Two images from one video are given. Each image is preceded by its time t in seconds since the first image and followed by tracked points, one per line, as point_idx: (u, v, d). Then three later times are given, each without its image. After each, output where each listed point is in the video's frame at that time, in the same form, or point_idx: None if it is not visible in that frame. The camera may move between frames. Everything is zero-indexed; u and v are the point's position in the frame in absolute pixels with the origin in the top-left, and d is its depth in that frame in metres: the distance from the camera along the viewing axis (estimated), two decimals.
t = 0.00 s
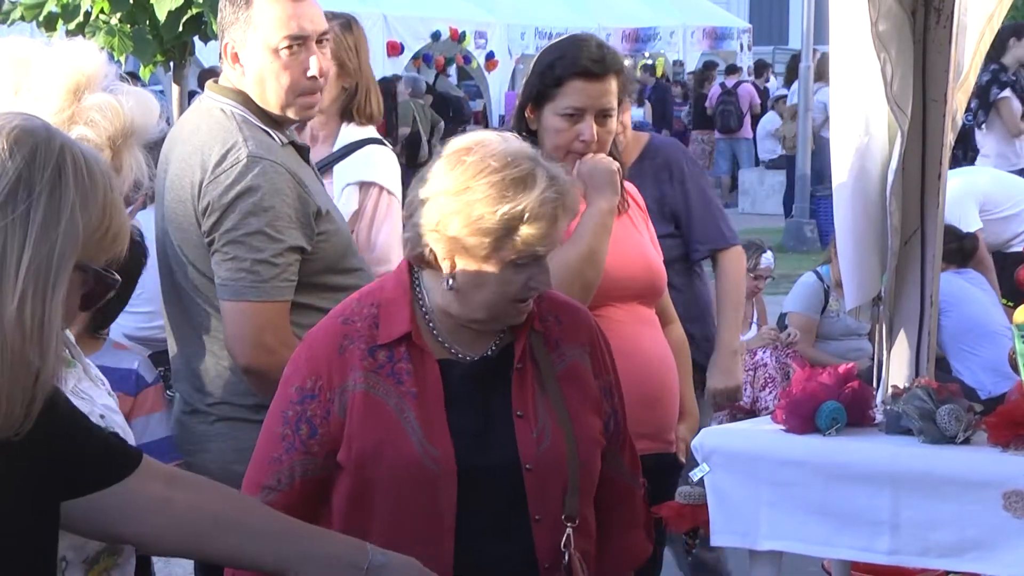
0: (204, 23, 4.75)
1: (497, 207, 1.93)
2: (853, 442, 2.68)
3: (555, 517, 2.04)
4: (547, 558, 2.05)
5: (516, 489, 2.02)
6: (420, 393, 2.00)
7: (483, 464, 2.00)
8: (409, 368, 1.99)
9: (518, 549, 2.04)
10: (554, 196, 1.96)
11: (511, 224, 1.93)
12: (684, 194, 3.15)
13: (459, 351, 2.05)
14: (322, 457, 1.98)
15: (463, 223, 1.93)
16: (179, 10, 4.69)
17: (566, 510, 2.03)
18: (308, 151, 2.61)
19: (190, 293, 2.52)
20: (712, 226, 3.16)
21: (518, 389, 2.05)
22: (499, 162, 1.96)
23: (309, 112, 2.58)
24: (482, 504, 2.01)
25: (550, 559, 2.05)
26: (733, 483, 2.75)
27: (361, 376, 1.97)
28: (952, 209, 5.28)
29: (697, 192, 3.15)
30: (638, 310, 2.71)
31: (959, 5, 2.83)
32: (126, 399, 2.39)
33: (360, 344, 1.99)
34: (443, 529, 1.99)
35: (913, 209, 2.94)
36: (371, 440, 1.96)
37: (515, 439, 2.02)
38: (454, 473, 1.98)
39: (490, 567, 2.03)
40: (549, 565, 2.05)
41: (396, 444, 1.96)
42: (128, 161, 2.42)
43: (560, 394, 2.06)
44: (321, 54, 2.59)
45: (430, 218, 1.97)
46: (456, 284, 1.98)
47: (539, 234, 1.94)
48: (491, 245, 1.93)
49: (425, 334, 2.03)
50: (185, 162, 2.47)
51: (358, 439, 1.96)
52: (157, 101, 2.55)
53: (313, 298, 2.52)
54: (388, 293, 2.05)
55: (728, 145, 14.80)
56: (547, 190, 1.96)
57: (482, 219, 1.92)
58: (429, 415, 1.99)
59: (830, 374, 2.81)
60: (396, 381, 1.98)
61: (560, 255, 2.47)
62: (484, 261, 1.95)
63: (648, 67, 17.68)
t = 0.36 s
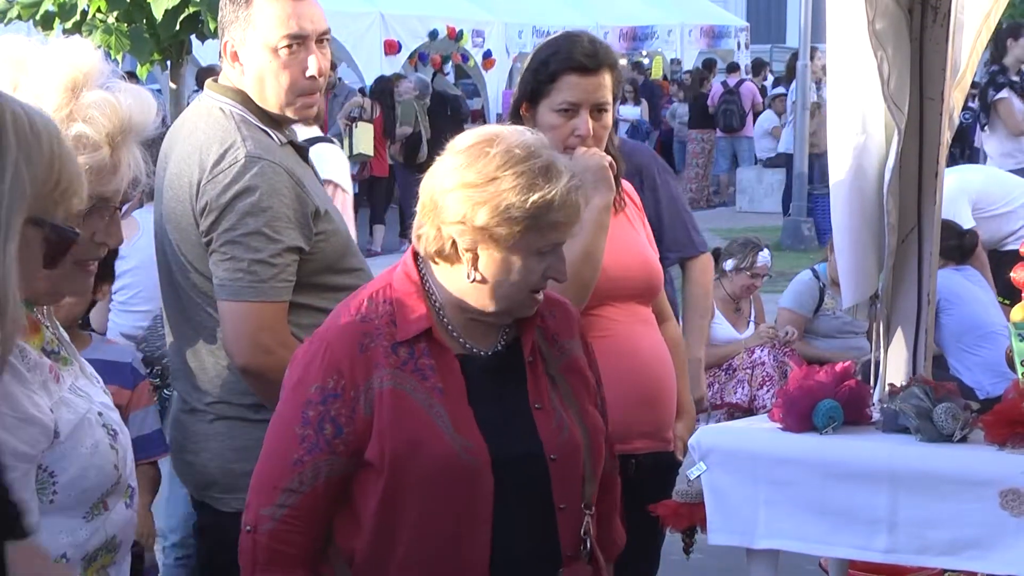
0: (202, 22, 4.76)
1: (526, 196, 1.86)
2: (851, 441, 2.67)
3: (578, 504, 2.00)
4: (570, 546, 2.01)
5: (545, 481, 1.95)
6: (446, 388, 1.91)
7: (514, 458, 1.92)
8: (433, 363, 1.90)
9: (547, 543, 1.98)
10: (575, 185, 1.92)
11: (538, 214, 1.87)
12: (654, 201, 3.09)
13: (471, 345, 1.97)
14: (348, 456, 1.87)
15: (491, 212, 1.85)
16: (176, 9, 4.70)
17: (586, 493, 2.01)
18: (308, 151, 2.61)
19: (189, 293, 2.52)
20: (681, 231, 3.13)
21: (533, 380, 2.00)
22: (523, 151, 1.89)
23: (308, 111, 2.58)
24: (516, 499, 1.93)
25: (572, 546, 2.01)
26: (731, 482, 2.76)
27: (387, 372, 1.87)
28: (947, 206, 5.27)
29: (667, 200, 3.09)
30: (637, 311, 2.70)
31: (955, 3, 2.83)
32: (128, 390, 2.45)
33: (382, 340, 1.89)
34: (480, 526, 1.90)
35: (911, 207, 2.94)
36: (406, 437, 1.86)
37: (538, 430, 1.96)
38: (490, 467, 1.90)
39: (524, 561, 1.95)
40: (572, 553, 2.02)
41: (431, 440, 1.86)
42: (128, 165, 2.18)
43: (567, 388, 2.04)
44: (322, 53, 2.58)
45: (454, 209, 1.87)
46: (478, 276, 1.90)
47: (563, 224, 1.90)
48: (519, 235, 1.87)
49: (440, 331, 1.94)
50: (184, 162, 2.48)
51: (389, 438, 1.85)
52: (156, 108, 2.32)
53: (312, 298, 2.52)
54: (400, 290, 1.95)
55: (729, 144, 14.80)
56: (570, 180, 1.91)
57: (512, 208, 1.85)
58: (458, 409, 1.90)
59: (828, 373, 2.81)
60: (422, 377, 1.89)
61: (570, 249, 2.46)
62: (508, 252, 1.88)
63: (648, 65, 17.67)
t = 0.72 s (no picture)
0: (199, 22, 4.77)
1: (539, 188, 1.89)
2: (849, 440, 2.68)
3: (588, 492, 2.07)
4: (582, 533, 2.08)
5: (560, 473, 2.01)
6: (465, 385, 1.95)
7: (531, 452, 1.97)
8: (449, 361, 1.94)
9: (564, 532, 2.04)
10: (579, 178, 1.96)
11: (551, 206, 1.91)
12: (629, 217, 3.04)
13: (477, 342, 2.00)
14: (370, 456, 1.91)
15: (506, 205, 1.88)
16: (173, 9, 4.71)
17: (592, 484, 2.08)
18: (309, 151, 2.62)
19: (191, 293, 2.51)
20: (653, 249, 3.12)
21: (540, 374, 2.06)
22: (532, 146, 1.93)
23: (310, 112, 2.59)
24: (537, 492, 1.98)
25: (584, 532, 2.08)
26: (727, 482, 2.76)
27: (408, 372, 1.90)
28: (941, 204, 5.26)
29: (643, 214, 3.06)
30: (635, 310, 2.71)
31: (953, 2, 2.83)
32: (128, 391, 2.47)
33: (399, 340, 1.92)
34: (503, 521, 1.95)
35: (909, 206, 2.94)
36: (432, 434, 1.89)
37: (550, 423, 2.02)
38: (512, 461, 1.94)
39: (543, 551, 2.01)
40: (583, 540, 2.09)
41: (457, 437, 1.90)
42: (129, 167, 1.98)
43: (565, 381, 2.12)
44: (325, 54, 2.58)
45: (467, 200, 1.88)
46: (490, 269, 1.93)
47: (571, 217, 1.94)
48: (532, 228, 1.90)
49: (452, 330, 1.98)
50: (187, 162, 2.48)
51: (414, 436, 1.89)
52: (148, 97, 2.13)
53: (315, 298, 2.52)
54: (406, 289, 1.97)
55: (730, 144, 14.80)
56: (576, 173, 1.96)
57: (526, 200, 1.88)
58: (477, 405, 1.94)
59: (825, 372, 2.81)
60: (440, 375, 1.92)
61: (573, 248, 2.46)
62: (521, 245, 1.91)
63: (646, 64, 17.68)
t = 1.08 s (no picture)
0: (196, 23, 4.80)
1: (548, 189, 1.92)
2: (844, 440, 2.68)
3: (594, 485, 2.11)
4: (589, 525, 2.11)
5: (568, 466, 2.04)
6: (478, 381, 1.95)
7: (542, 448, 1.99)
8: (462, 358, 1.94)
9: (575, 524, 2.07)
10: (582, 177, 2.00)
11: (560, 205, 1.93)
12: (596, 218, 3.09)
13: (483, 338, 2.01)
14: (386, 454, 1.91)
15: (519, 207, 1.90)
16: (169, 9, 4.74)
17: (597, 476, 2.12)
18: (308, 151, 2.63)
19: (188, 293, 2.51)
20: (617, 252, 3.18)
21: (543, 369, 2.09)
22: (536, 147, 1.95)
23: (309, 112, 2.59)
24: (549, 485, 2.00)
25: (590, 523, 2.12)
26: (723, 482, 2.76)
27: (423, 369, 1.91)
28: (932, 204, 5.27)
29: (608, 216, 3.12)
30: (631, 310, 2.72)
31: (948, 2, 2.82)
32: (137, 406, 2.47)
33: (412, 338, 1.92)
34: (519, 515, 1.97)
35: (904, 206, 2.93)
36: (449, 431, 1.90)
37: (558, 417, 2.05)
38: (527, 456, 1.96)
39: (555, 544, 2.03)
40: (590, 532, 2.12)
41: (473, 433, 1.91)
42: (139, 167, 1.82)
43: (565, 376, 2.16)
44: (324, 55, 2.59)
45: (476, 200, 1.90)
46: (501, 270, 1.95)
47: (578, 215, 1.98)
48: (542, 227, 1.93)
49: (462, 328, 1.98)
50: (187, 162, 2.48)
51: (433, 434, 1.89)
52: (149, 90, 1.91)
53: (314, 297, 2.52)
54: (413, 287, 1.98)
55: (727, 143, 14.81)
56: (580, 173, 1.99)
57: (537, 201, 1.91)
58: (492, 401, 1.95)
59: (820, 373, 2.81)
60: (454, 372, 1.93)
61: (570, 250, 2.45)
62: (531, 245, 1.94)
63: (643, 63, 17.68)
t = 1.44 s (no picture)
0: (197, 21, 4.80)
1: (531, 185, 1.89)
2: (844, 439, 2.68)
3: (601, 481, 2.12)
4: (596, 521, 2.12)
5: (576, 462, 2.05)
6: (486, 378, 1.96)
7: (550, 444, 2.00)
8: (469, 355, 1.95)
9: (584, 519, 2.08)
10: (585, 189, 1.94)
11: (540, 204, 1.89)
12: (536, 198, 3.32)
13: (487, 335, 2.01)
14: (397, 451, 1.91)
15: (495, 197, 1.89)
16: (171, 9, 4.73)
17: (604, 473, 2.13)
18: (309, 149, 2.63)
19: (192, 293, 2.53)
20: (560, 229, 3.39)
21: (547, 368, 2.09)
22: (539, 147, 1.94)
23: (309, 111, 2.59)
24: (559, 481, 2.01)
25: (598, 519, 2.13)
26: (723, 481, 2.76)
27: (431, 366, 1.91)
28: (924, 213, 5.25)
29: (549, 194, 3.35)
30: (632, 308, 2.70)
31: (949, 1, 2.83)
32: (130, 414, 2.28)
33: (420, 335, 1.93)
34: (530, 511, 1.98)
35: (905, 205, 2.92)
36: (460, 427, 1.90)
37: (566, 414, 2.06)
38: (537, 452, 1.96)
39: (564, 539, 2.04)
40: (598, 528, 2.14)
41: (483, 428, 1.91)
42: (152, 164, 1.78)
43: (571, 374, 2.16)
44: (325, 54, 2.59)
45: (463, 188, 1.92)
46: (474, 259, 1.95)
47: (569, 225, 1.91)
48: (519, 224, 1.90)
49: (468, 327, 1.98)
50: (188, 160, 2.47)
51: (443, 430, 1.90)
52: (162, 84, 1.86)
53: (315, 296, 2.52)
54: (419, 285, 1.98)
55: (725, 142, 14.83)
56: (581, 183, 1.93)
57: (515, 193, 1.88)
58: (500, 397, 1.96)
59: (820, 372, 2.80)
60: (461, 369, 1.93)
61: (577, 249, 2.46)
62: (506, 239, 1.91)
63: (643, 62, 17.68)
